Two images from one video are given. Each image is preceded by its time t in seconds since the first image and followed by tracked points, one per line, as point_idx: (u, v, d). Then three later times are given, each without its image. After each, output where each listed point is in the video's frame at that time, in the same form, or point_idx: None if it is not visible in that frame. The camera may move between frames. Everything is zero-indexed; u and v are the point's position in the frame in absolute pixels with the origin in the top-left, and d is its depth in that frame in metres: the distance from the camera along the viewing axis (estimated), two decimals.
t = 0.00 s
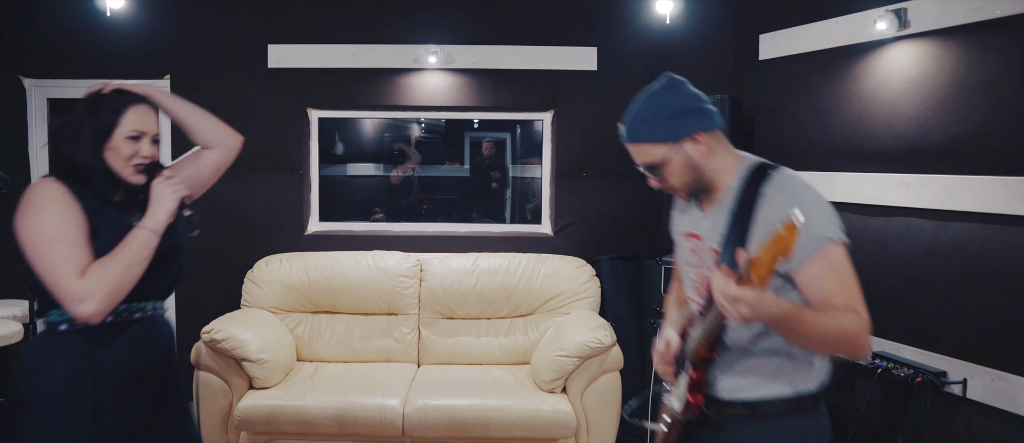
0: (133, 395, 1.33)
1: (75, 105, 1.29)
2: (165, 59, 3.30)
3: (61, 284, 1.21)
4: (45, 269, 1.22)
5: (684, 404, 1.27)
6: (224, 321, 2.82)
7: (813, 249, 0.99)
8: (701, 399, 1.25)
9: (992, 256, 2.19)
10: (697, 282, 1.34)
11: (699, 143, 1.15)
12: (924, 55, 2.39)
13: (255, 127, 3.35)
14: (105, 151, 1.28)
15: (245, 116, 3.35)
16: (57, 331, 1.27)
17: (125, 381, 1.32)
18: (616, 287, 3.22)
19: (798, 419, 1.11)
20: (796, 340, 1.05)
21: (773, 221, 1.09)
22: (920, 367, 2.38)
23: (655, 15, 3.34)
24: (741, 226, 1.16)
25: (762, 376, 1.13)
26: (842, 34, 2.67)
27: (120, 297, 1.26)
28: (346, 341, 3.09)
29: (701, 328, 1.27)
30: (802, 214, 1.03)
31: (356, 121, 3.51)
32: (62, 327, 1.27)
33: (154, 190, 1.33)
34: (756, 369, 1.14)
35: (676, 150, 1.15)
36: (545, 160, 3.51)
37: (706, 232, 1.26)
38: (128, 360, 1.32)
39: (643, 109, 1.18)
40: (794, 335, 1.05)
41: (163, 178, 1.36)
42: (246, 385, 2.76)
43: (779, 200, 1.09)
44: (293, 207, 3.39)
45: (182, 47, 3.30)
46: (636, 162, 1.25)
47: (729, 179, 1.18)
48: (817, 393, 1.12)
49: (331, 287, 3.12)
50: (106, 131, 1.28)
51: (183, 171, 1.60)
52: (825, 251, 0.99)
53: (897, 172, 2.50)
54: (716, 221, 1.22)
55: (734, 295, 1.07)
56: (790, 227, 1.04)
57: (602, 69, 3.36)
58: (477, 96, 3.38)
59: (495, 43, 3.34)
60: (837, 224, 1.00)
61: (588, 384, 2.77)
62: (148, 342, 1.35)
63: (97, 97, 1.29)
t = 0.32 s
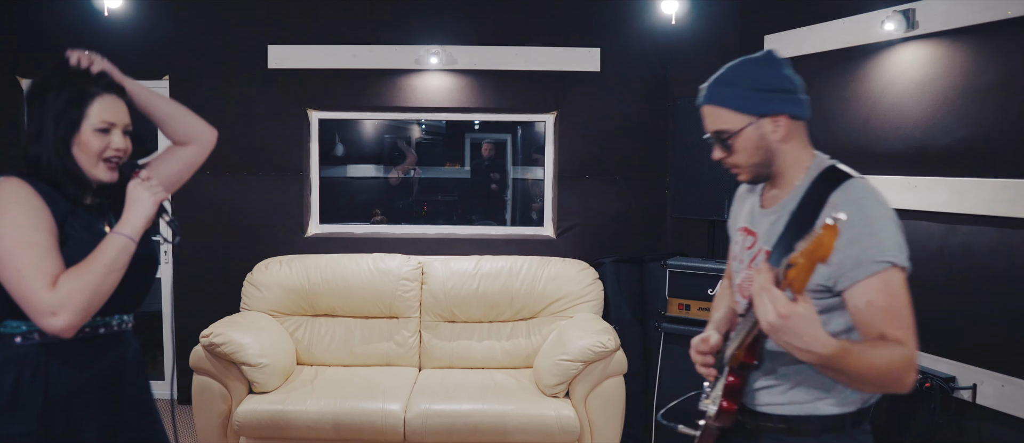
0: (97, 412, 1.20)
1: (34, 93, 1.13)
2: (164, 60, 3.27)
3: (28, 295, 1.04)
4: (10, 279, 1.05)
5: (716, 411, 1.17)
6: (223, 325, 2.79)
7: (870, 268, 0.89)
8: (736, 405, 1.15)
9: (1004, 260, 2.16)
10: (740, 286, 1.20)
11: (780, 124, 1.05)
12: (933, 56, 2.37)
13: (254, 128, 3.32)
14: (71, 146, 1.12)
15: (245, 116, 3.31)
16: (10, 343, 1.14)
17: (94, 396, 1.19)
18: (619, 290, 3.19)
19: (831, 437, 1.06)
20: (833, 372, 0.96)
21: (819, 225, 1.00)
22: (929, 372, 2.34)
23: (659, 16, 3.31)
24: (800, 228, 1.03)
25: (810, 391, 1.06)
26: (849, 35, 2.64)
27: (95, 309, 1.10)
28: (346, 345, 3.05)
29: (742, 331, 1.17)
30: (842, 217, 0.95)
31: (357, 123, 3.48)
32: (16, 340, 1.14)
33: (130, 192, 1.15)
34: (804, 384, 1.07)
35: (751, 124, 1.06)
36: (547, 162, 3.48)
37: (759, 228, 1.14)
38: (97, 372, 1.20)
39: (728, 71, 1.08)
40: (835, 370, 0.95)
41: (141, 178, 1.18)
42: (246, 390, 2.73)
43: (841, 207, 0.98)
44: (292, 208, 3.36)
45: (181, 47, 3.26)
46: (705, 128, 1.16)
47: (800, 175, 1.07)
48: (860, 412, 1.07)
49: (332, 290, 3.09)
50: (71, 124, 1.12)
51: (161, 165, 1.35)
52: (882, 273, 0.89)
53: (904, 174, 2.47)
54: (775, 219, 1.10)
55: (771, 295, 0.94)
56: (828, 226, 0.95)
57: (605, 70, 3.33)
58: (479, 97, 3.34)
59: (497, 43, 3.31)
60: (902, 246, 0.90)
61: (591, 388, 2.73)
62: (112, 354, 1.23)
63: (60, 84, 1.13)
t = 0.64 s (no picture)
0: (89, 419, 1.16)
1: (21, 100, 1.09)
2: (163, 59, 3.25)
3: (6, 310, 0.99)
4: None
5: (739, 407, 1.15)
6: (222, 325, 2.77)
7: (908, 266, 0.87)
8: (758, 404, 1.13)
9: (1009, 260, 2.14)
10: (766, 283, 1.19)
11: (824, 119, 1.03)
12: (936, 56, 2.36)
13: (254, 128, 3.30)
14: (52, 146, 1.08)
15: (245, 116, 3.30)
16: None
17: (86, 401, 1.16)
18: (621, 291, 3.17)
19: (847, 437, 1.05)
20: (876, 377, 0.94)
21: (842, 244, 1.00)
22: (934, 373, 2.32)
23: (661, 15, 3.30)
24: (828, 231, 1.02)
25: (827, 389, 1.05)
26: (852, 34, 2.62)
27: (78, 320, 1.04)
28: (346, 345, 3.04)
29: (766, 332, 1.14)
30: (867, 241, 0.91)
31: (357, 122, 3.47)
32: (3, 355, 1.11)
33: (109, 192, 1.08)
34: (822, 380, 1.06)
35: (796, 117, 1.03)
36: (548, 162, 3.46)
37: (789, 226, 1.13)
38: (85, 378, 1.16)
39: (775, 60, 1.05)
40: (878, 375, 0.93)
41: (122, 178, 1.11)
42: (245, 390, 2.71)
43: (870, 206, 0.95)
44: (292, 208, 3.34)
45: (181, 46, 3.25)
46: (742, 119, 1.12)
47: (834, 171, 1.05)
48: (880, 415, 1.05)
49: (332, 290, 3.07)
50: (53, 123, 1.07)
51: (145, 164, 1.25)
52: (919, 272, 0.87)
53: (909, 174, 2.45)
54: (804, 217, 1.09)
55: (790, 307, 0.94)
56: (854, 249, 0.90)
57: (606, 70, 3.32)
58: (479, 97, 3.33)
59: (498, 43, 3.29)
60: (936, 242, 0.88)
61: (593, 390, 2.72)
62: (100, 362, 1.18)
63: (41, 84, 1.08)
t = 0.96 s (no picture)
0: (100, 426, 1.17)
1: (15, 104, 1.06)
2: (167, 60, 3.27)
3: (20, 324, 0.96)
4: None
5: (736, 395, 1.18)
6: (224, 324, 2.78)
7: (923, 267, 0.91)
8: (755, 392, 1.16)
9: (1010, 260, 2.14)
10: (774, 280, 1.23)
11: (859, 120, 1.07)
12: (936, 57, 2.37)
13: (256, 129, 3.32)
14: (54, 154, 1.06)
15: (247, 116, 3.31)
16: (7, 376, 1.09)
17: (99, 405, 1.17)
18: (621, 291, 3.18)
19: (836, 429, 1.09)
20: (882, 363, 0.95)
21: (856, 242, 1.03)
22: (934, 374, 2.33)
23: (663, 17, 3.31)
24: (841, 230, 1.07)
25: (813, 381, 1.10)
26: (853, 35, 2.63)
27: (93, 330, 1.03)
28: (348, 345, 3.05)
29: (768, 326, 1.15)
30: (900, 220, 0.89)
31: (359, 124, 3.48)
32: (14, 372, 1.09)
33: (115, 205, 1.07)
34: (809, 371, 1.10)
35: (840, 118, 1.06)
36: (550, 164, 3.47)
37: (802, 224, 1.17)
38: (93, 385, 1.16)
39: (809, 65, 1.08)
40: (885, 360, 0.94)
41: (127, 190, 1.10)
42: (247, 390, 2.72)
43: (888, 211, 1.00)
44: (295, 210, 3.35)
45: (184, 47, 3.26)
46: (776, 126, 1.13)
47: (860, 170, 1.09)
48: (868, 409, 1.08)
49: (335, 290, 3.08)
50: (55, 132, 1.06)
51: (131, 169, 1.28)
52: (931, 274, 0.91)
53: (910, 174, 2.46)
54: (819, 216, 1.13)
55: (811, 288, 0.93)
56: (887, 228, 0.86)
57: (607, 71, 3.33)
58: (481, 99, 3.34)
59: (500, 44, 3.31)
60: (945, 246, 0.92)
61: (594, 390, 2.73)
62: (108, 367, 1.18)
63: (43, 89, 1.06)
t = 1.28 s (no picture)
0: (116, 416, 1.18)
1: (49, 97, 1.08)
2: (175, 65, 3.31)
3: (59, 312, 0.98)
4: (38, 295, 0.98)
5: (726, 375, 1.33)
6: (232, 326, 2.82)
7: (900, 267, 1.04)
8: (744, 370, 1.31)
9: (1007, 263, 2.18)
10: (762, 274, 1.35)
11: (857, 132, 1.19)
12: (935, 61, 2.40)
13: (263, 133, 3.36)
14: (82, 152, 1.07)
15: (254, 121, 3.35)
16: (41, 359, 1.11)
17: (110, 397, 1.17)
18: (624, 294, 3.21)
19: (809, 412, 1.25)
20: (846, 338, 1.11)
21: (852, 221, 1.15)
22: (933, 375, 2.36)
23: (666, 22, 3.34)
24: (826, 229, 1.22)
25: (791, 367, 1.26)
26: (853, 41, 2.67)
27: (125, 320, 1.06)
28: (354, 347, 3.08)
29: (761, 308, 1.28)
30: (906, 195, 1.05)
31: (364, 128, 3.52)
32: (48, 355, 1.11)
33: (147, 195, 1.10)
34: (788, 358, 1.27)
35: (842, 128, 1.18)
36: (554, 168, 3.50)
37: (794, 222, 1.30)
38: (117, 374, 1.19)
39: (819, 78, 1.21)
40: (849, 335, 1.09)
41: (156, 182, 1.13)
42: (255, 391, 2.76)
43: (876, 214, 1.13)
44: (301, 213, 3.39)
45: (192, 53, 3.31)
46: (782, 131, 1.25)
47: (853, 177, 1.22)
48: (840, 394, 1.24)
49: (341, 292, 3.12)
50: (81, 126, 1.06)
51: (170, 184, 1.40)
52: (904, 275, 1.03)
53: (909, 178, 2.50)
54: (815, 212, 1.26)
55: (813, 260, 1.07)
56: (895, 196, 1.03)
57: (610, 76, 3.37)
58: (485, 103, 3.38)
59: (504, 49, 3.34)
60: (923, 249, 1.04)
61: (597, 391, 2.76)
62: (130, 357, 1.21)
63: (75, 86, 1.08)
